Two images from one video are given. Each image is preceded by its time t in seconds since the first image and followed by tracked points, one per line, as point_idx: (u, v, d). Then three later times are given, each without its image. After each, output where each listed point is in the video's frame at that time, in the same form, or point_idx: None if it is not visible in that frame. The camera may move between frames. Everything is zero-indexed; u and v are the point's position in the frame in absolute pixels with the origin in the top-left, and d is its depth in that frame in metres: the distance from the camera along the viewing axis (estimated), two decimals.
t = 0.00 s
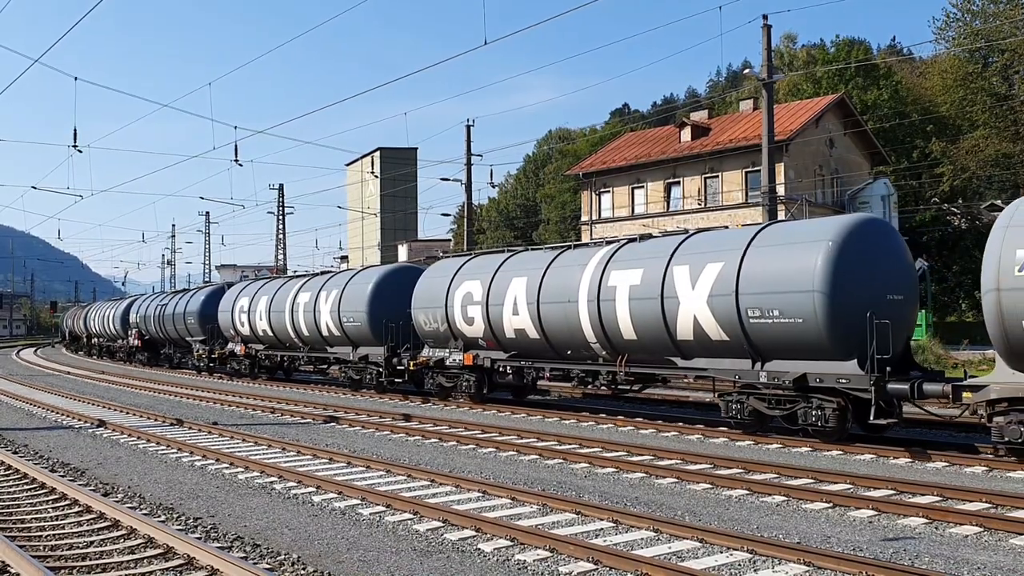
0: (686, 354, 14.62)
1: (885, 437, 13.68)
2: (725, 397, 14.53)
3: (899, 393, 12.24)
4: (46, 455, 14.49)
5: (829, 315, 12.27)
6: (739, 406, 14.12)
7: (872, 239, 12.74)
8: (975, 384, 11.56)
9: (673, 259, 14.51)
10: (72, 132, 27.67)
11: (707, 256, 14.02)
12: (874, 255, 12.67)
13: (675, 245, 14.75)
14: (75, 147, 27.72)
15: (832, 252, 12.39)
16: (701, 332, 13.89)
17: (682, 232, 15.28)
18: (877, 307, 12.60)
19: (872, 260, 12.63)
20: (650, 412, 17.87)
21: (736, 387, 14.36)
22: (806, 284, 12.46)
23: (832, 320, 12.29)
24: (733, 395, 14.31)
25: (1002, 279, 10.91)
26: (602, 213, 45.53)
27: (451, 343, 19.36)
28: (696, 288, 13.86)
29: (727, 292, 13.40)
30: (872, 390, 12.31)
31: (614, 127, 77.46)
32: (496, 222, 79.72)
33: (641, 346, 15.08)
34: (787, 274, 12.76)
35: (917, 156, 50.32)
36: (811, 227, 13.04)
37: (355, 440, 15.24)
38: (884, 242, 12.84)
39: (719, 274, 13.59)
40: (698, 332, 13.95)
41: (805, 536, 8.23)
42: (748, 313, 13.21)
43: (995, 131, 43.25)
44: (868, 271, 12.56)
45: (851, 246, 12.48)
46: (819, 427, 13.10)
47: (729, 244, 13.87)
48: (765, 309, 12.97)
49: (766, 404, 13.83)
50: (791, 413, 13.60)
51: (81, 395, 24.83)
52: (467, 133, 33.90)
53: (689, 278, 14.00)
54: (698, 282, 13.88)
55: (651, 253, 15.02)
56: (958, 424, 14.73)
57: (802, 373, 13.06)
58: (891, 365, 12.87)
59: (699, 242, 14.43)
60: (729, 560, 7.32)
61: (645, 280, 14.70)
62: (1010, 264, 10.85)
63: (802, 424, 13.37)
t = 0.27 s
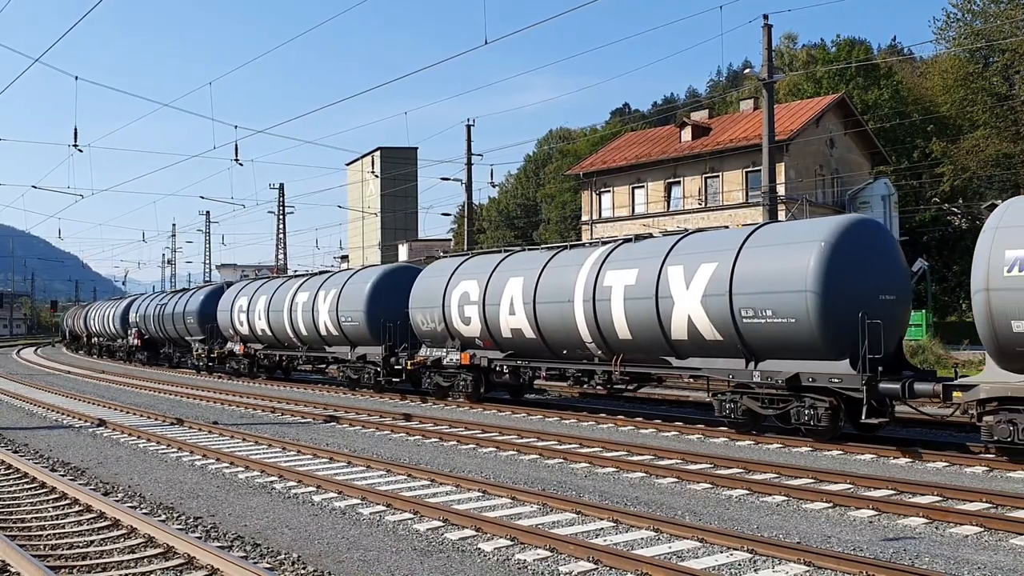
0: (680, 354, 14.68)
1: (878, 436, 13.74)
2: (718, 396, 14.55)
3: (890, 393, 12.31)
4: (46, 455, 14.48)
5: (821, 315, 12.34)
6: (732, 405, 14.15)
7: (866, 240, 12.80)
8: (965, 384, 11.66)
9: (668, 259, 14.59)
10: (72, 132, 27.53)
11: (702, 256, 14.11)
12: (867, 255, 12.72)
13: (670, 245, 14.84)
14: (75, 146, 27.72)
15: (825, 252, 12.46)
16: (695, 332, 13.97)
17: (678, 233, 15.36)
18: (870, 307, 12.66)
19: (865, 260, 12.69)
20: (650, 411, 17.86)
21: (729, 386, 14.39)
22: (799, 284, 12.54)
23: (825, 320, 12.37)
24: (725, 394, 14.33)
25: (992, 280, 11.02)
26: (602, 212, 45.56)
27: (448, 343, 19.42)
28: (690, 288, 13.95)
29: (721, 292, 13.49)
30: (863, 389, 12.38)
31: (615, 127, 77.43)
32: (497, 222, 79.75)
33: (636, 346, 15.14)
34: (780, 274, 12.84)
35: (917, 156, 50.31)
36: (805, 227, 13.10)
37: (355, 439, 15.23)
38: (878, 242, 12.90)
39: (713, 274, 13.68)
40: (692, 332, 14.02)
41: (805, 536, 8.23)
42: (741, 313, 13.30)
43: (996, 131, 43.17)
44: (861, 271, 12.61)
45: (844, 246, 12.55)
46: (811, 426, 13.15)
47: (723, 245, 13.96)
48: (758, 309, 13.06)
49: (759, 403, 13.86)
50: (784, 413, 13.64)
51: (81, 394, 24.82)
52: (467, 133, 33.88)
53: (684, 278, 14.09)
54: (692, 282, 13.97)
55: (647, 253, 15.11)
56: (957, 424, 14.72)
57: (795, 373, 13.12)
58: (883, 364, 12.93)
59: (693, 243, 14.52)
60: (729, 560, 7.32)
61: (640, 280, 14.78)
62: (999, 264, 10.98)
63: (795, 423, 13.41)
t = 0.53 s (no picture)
0: (675, 354, 14.75)
1: (872, 436, 13.80)
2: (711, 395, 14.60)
3: (882, 392, 12.40)
4: (46, 454, 14.47)
5: (813, 315, 12.44)
6: (726, 404, 14.19)
7: (858, 240, 12.92)
8: (956, 383, 11.73)
9: (662, 260, 14.67)
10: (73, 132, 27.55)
11: (695, 256, 14.19)
12: (858, 255, 12.84)
13: (664, 246, 14.91)
14: (75, 146, 27.72)
15: (816, 253, 12.57)
16: (689, 332, 14.05)
17: (672, 233, 15.43)
18: (861, 307, 12.77)
19: (856, 261, 12.81)
20: (649, 411, 17.85)
21: (722, 385, 14.44)
22: (791, 284, 12.64)
23: (816, 320, 12.47)
24: (719, 393, 14.38)
25: (981, 280, 11.12)
26: (602, 212, 45.59)
27: (445, 342, 19.46)
28: (684, 288, 14.03)
29: (714, 292, 13.57)
30: (855, 389, 12.46)
31: (615, 127, 77.43)
32: (497, 222, 79.80)
33: (631, 345, 15.21)
34: (772, 274, 12.94)
35: (917, 157, 50.31)
36: (796, 228, 13.21)
37: (355, 439, 15.23)
38: (869, 243, 13.03)
39: (706, 274, 13.76)
40: (686, 332, 14.11)
41: (805, 536, 8.23)
42: (733, 313, 13.38)
43: (996, 131, 43.09)
44: (852, 271, 12.72)
45: (835, 247, 12.66)
46: (804, 425, 13.21)
47: (716, 245, 14.04)
48: (751, 309, 13.14)
49: (752, 402, 13.91)
50: (777, 412, 13.71)
51: (81, 394, 24.80)
52: (467, 133, 33.88)
53: (677, 278, 14.17)
54: (686, 282, 14.04)
55: (641, 253, 15.18)
56: (956, 424, 14.72)
57: (788, 373, 13.20)
58: (874, 364, 13.04)
59: (687, 243, 14.60)
60: (729, 560, 7.32)
61: (634, 280, 14.85)
62: (988, 265, 11.08)
63: (787, 422, 13.47)
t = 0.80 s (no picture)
0: (669, 353, 14.86)
1: (866, 435, 13.88)
2: (705, 394, 14.71)
3: (872, 392, 12.54)
4: (46, 453, 14.47)
5: (804, 315, 12.57)
6: (719, 403, 14.30)
7: (850, 241, 13.02)
8: (946, 382, 11.84)
9: (656, 260, 14.79)
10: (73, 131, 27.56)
11: (689, 257, 14.31)
12: (851, 255, 12.95)
13: (658, 246, 15.02)
14: (75, 147, 27.34)
15: (808, 253, 12.69)
16: (683, 332, 14.17)
17: (666, 233, 15.54)
18: (853, 307, 12.88)
19: (848, 261, 12.91)
20: (648, 411, 17.85)
21: (715, 385, 14.54)
22: (783, 284, 12.77)
23: (807, 320, 12.59)
24: (712, 393, 14.49)
25: (970, 280, 11.29)
26: (602, 212, 45.61)
27: (441, 342, 19.52)
28: (678, 288, 14.14)
29: (707, 292, 13.68)
30: (846, 388, 12.62)
31: (615, 127, 77.39)
32: (497, 221, 79.80)
33: (626, 345, 15.32)
34: (765, 275, 13.06)
35: (917, 156, 50.32)
36: (789, 229, 13.34)
37: (354, 439, 15.22)
38: (862, 243, 13.12)
39: (700, 274, 13.87)
40: (679, 331, 14.22)
41: (804, 536, 8.23)
42: (726, 312, 13.50)
43: (996, 131, 43.04)
44: (845, 271, 12.83)
45: (828, 248, 12.78)
46: (796, 424, 13.34)
47: (710, 246, 14.16)
48: (743, 309, 13.26)
49: (745, 401, 14.03)
50: (769, 411, 13.83)
51: (80, 393, 24.78)
52: (467, 133, 33.86)
53: (671, 279, 14.28)
54: (680, 282, 14.16)
55: (636, 254, 15.29)
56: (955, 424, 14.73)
57: (780, 372, 13.34)
58: (866, 363, 13.15)
59: (680, 244, 14.71)
60: (729, 559, 7.32)
61: (629, 280, 14.96)
62: (977, 265, 11.25)
63: (779, 421, 13.60)
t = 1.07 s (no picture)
0: (662, 353, 14.94)
1: (858, 434, 13.98)
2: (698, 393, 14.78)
3: (862, 391, 12.61)
4: (46, 454, 14.46)
5: (796, 315, 12.64)
6: (712, 403, 14.38)
7: (841, 241, 13.08)
8: (935, 381, 11.96)
9: (650, 260, 14.86)
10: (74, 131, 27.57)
11: (682, 257, 14.38)
12: (842, 256, 13.01)
13: (652, 246, 15.09)
14: (76, 148, 27.25)
15: (800, 254, 12.76)
16: (676, 332, 14.25)
17: (660, 234, 15.60)
18: (845, 307, 12.93)
19: (840, 262, 12.97)
20: (647, 410, 17.86)
21: (709, 384, 14.61)
22: (774, 284, 12.84)
23: (799, 320, 12.66)
24: (705, 392, 14.56)
25: (959, 280, 11.36)
26: (602, 212, 45.60)
27: (438, 342, 19.57)
28: (671, 288, 14.22)
29: (700, 293, 13.76)
30: (836, 388, 12.71)
31: (615, 127, 77.43)
32: (497, 221, 79.84)
33: (620, 344, 15.39)
34: (757, 275, 13.13)
35: (917, 156, 50.36)
36: (781, 229, 13.40)
37: (354, 439, 15.23)
38: (853, 244, 13.18)
39: (693, 275, 13.95)
40: (673, 331, 14.29)
41: (804, 536, 8.23)
42: (719, 312, 13.57)
43: (996, 131, 43.03)
44: (836, 271, 12.89)
45: (819, 248, 12.84)
46: (787, 423, 13.46)
47: (702, 247, 14.23)
48: (736, 309, 13.34)
49: (737, 400, 14.11)
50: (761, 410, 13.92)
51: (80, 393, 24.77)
52: (467, 133, 33.86)
53: (665, 279, 14.35)
54: (673, 283, 14.23)
55: (630, 254, 15.36)
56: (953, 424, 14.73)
57: (771, 372, 13.42)
58: (857, 363, 13.22)
59: (674, 244, 14.78)
60: (728, 560, 7.32)
61: (623, 280, 15.03)
62: (966, 265, 11.33)
63: (771, 420, 13.71)
